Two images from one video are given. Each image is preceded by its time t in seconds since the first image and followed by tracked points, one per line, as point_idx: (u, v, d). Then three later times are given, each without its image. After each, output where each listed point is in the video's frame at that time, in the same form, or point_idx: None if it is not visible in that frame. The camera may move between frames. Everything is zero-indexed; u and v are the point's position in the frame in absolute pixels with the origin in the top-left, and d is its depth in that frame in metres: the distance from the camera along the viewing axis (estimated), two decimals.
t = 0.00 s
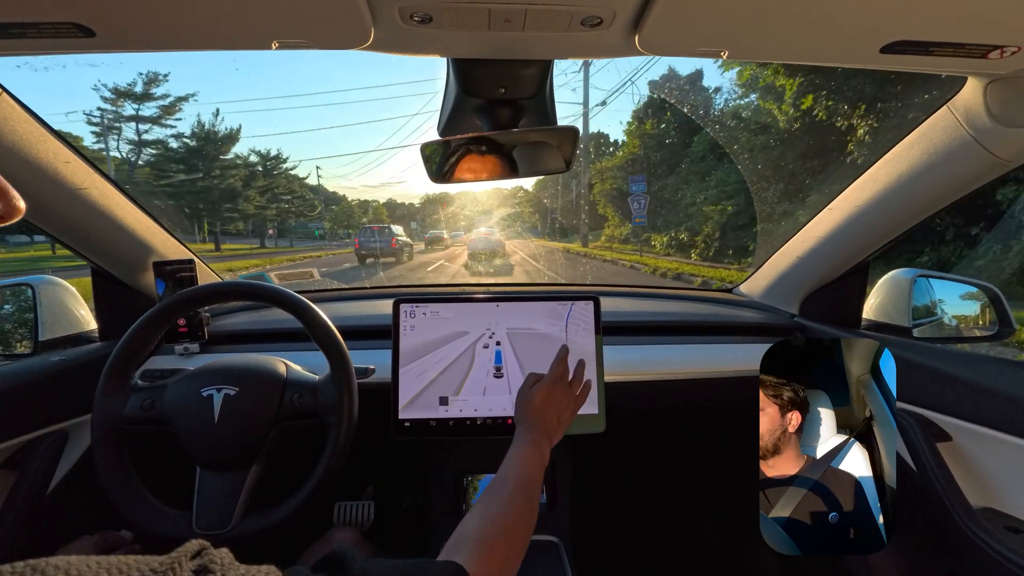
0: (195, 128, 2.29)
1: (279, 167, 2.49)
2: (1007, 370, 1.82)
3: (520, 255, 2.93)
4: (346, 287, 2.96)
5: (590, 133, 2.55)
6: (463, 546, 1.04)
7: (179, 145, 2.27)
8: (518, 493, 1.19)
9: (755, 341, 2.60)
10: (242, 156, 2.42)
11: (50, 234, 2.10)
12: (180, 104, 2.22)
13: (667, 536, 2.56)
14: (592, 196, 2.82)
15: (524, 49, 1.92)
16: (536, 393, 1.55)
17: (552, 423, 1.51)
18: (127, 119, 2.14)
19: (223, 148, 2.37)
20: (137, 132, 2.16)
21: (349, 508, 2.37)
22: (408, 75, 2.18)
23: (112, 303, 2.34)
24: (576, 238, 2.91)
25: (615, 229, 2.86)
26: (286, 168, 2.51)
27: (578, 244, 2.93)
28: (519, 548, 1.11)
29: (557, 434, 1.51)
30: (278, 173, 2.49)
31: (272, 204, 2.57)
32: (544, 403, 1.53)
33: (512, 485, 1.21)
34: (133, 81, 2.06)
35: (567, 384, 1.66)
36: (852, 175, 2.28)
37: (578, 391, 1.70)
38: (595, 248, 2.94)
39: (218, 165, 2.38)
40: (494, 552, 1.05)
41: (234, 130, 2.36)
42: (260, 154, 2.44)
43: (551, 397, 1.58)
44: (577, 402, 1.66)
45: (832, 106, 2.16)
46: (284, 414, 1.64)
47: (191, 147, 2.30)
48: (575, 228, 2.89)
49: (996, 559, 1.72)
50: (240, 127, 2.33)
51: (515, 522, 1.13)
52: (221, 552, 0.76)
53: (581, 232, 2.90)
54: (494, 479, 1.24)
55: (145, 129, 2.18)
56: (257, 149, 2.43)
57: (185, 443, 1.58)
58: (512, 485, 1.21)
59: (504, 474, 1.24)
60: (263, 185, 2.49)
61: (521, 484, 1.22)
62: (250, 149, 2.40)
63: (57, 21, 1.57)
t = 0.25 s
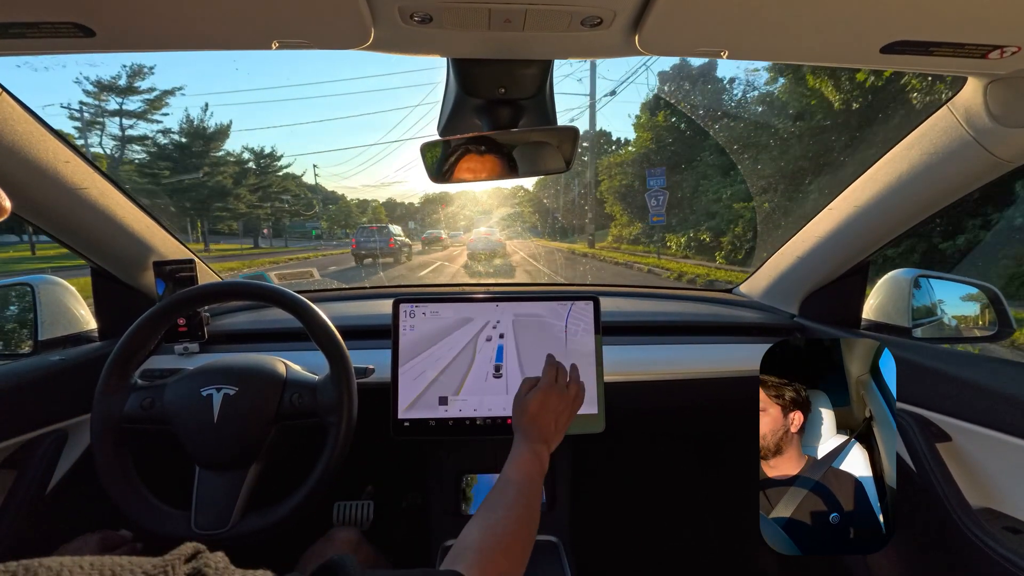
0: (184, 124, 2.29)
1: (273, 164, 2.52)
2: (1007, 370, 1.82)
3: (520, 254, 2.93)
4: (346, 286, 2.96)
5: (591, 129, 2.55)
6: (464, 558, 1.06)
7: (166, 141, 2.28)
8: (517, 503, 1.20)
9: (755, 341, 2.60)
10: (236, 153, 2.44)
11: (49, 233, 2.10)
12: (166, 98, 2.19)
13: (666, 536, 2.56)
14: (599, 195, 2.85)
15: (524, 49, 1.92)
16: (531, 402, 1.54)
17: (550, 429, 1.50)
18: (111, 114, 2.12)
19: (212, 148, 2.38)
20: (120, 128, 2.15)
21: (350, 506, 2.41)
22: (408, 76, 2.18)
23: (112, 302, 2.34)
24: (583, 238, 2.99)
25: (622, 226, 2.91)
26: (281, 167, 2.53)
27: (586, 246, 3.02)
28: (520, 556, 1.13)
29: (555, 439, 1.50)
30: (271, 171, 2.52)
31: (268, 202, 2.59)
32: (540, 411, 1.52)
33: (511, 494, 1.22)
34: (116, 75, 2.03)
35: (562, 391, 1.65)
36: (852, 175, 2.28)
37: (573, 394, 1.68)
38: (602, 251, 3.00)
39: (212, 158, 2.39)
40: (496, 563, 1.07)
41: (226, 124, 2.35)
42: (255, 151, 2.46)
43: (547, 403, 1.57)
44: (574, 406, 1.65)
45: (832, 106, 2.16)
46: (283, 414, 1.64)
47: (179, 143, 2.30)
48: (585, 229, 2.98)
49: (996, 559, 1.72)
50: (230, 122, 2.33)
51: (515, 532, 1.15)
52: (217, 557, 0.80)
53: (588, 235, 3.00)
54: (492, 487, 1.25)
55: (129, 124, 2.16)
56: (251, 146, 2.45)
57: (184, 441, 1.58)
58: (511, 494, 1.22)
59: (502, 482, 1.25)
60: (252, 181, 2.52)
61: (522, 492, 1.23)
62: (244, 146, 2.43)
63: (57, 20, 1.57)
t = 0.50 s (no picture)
0: (173, 121, 2.26)
1: (266, 163, 2.51)
2: (1008, 371, 1.83)
3: (522, 255, 2.89)
4: (346, 289, 2.96)
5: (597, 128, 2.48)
6: (471, 540, 1.05)
7: (154, 136, 2.25)
8: (523, 490, 1.21)
9: (755, 343, 2.60)
10: (229, 151, 2.42)
11: (49, 236, 2.09)
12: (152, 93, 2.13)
13: (667, 539, 2.55)
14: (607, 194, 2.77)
15: (524, 52, 1.93)
16: (539, 390, 1.61)
17: (557, 416, 1.55)
18: (94, 110, 2.05)
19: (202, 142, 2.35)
20: (105, 123, 2.10)
21: (349, 510, 2.37)
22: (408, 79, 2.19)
23: (112, 306, 2.34)
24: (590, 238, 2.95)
25: (631, 224, 2.84)
26: (273, 164, 2.52)
27: (592, 247, 2.98)
28: (527, 541, 1.12)
29: (563, 426, 1.55)
30: (265, 169, 2.50)
31: (261, 202, 2.57)
32: (547, 398, 1.58)
33: (517, 482, 1.22)
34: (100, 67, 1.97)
35: (569, 377, 1.72)
36: (852, 178, 2.29)
37: (580, 381, 1.76)
38: (608, 251, 2.97)
39: (201, 159, 2.36)
40: (503, 547, 1.06)
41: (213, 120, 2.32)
42: (248, 149, 2.44)
43: (554, 392, 1.63)
44: (580, 394, 1.72)
45: (831, 109, 2.17)
46: (284, 417, 1.64)
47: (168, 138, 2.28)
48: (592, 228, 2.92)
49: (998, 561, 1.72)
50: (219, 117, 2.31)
51: (521, 517, 1.14)
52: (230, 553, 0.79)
53: (596, 237, 2.94)
54: (499, 476, 1.26)
55: (114, 119, 2.12)
56: (245, 144, 2.43)
57: (184, 445, 1.58)
58: (517, 482, 1.23)
59: (508, 471, 1.26)
60: (246, 180, 2.49)
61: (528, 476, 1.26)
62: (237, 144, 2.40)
63: (59, 24, 1.57)
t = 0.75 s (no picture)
0: (161, 116, 2.24)
1: (260, 159, 2.49)
2: (1009, 371, 1.83)
3: (523, 256, 2.92)
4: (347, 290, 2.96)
5: (604, 125, 2.51)
6: (468, 539, 1.06)
7: (142, 132, 2.22)
8: (521, 488, 1.22)
9: (756, 343, 2.60)
10: (224, 148, 2.43)
11: (50, 235, 2.10)
12: (138, 85, 2.12)
13: (667, 539, 2.56)
14: (617, 192, 2.82)
15: (525, 53, 1.93)
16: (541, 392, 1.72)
17: (555, 420, 1.60)
18: (78, 103, 2.02)
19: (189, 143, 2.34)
20: (87, 117, 2.05)
21: (348, 510, 2.37)
22: (409, 80, 2.19)
23: (113, 306, 2.35)
24: (597, 238, 2.96)
25: (637, 225, 2.90)
26: (269, 161, 2.51)
27: (599, 247, 2.99)
28: (524, 540, 1.13)
29: (562, 429, 1.60)
30: (259, 166, 2.49)
31: (255, 200, 2.55)
32: (545, 403, 1.64)
33: (515, 480, 1.24)
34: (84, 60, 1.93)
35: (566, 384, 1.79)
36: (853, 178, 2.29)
37: (579, 386, 1.86)
38: (614, 250, 2.99)
39: (193, 156, 2.35)
40: (499, 547, 1.06)
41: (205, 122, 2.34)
42: (241, 147, 2.43)
43: (552, 398, 1.68)
44: (577, 400, 1.79)
45: (832, 109, 2.17)
46: (284, 418, 1.64)
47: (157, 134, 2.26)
48: (598, 230, 2.94)
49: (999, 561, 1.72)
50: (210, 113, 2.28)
51: (519, 516, 1.15)
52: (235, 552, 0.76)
53: (602, 237, 2.96)
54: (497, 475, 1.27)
55: (98, 113, 2.08)
56: (238, 141, 2.42)
57: (184, 445, 1.58)
58: (515, 480, 1.24)
59: (507, 470, 1.28)
60: (252, 177, 2.50)
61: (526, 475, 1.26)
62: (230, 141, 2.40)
63: (59, 25, 1.57)
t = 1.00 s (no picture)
0: (149, 110, 2.17)
1: (254, 156, 2.48)
2: (1009, 373, 1.82)
3: (524, 255, 2.91)
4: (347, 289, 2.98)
5: (607, 124, 2.48)
6: (465, 556, 1.07)
7: (128, 127, 2.14)
8: (518, 506, 1.20)
9: (756, 343, 2.60)
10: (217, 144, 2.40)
11: (50, 233, 2.10)
12: (123, 79, 2.03)
13: (666, 538, 2.56)
14: (625, 189, 2.75)
15: (526, 52, 1.94)
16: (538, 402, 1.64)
17: (551, 436, 1.51)
18: (61, 97, 1.94)
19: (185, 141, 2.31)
20: (69, 112, 1.98)
21: (349, 508, 2.30)
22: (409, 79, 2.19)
23: (113, 303, 2.35)
24: (604, 241, 2.97)
25: (642, 231, 2.90)
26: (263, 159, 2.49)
27: (605, 249, 2.99)
28: (520, 562, 1.12)
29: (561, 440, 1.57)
30: (252, 163, 2.47)
31: (249, 198, 2.55)
32: (539, 418, 1.53)
33: (513, 499, 1.22)
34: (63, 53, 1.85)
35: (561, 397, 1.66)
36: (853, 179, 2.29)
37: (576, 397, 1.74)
38: (621, 253, 2.99)
39: (175, 157, 2.28)
40: (496, 564, 1.08)
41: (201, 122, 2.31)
42: (235, 144, 2.41)
43: (548, 411, 1.58)
44: (576, 410, 1.69)
45: (833, 110, 2.17)
46: (284, 416, 1.64)
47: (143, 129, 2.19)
48: (604, 233, 2.93)
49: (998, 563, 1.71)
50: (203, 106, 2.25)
51: (515, 538, 1.14)
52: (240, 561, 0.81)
53: (608, 240, 2.96)
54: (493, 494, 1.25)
55: (81, 108, 2.00)
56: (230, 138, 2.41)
57: (184, 443, 1.58)
58: (511, 500, 1.22)
59: (504, 487, 1.25)
60: (244, 175, 2.48)
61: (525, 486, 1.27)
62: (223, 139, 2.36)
63: (60, 23, 1.57)
